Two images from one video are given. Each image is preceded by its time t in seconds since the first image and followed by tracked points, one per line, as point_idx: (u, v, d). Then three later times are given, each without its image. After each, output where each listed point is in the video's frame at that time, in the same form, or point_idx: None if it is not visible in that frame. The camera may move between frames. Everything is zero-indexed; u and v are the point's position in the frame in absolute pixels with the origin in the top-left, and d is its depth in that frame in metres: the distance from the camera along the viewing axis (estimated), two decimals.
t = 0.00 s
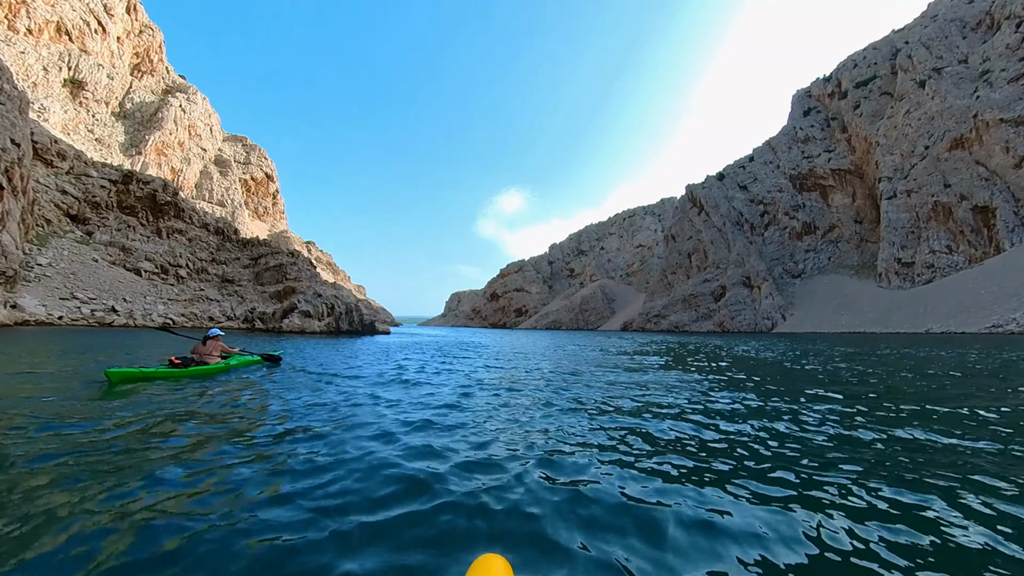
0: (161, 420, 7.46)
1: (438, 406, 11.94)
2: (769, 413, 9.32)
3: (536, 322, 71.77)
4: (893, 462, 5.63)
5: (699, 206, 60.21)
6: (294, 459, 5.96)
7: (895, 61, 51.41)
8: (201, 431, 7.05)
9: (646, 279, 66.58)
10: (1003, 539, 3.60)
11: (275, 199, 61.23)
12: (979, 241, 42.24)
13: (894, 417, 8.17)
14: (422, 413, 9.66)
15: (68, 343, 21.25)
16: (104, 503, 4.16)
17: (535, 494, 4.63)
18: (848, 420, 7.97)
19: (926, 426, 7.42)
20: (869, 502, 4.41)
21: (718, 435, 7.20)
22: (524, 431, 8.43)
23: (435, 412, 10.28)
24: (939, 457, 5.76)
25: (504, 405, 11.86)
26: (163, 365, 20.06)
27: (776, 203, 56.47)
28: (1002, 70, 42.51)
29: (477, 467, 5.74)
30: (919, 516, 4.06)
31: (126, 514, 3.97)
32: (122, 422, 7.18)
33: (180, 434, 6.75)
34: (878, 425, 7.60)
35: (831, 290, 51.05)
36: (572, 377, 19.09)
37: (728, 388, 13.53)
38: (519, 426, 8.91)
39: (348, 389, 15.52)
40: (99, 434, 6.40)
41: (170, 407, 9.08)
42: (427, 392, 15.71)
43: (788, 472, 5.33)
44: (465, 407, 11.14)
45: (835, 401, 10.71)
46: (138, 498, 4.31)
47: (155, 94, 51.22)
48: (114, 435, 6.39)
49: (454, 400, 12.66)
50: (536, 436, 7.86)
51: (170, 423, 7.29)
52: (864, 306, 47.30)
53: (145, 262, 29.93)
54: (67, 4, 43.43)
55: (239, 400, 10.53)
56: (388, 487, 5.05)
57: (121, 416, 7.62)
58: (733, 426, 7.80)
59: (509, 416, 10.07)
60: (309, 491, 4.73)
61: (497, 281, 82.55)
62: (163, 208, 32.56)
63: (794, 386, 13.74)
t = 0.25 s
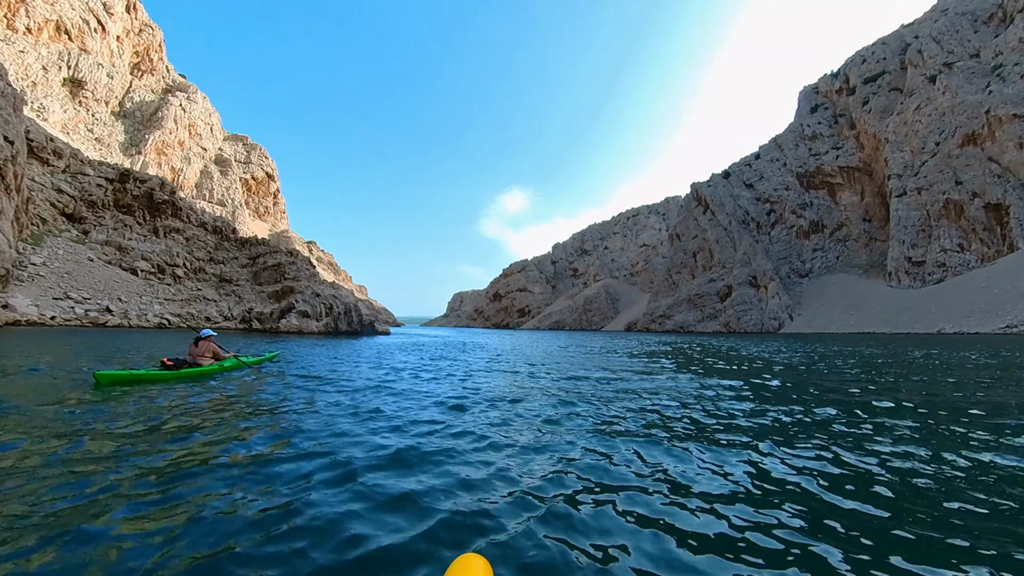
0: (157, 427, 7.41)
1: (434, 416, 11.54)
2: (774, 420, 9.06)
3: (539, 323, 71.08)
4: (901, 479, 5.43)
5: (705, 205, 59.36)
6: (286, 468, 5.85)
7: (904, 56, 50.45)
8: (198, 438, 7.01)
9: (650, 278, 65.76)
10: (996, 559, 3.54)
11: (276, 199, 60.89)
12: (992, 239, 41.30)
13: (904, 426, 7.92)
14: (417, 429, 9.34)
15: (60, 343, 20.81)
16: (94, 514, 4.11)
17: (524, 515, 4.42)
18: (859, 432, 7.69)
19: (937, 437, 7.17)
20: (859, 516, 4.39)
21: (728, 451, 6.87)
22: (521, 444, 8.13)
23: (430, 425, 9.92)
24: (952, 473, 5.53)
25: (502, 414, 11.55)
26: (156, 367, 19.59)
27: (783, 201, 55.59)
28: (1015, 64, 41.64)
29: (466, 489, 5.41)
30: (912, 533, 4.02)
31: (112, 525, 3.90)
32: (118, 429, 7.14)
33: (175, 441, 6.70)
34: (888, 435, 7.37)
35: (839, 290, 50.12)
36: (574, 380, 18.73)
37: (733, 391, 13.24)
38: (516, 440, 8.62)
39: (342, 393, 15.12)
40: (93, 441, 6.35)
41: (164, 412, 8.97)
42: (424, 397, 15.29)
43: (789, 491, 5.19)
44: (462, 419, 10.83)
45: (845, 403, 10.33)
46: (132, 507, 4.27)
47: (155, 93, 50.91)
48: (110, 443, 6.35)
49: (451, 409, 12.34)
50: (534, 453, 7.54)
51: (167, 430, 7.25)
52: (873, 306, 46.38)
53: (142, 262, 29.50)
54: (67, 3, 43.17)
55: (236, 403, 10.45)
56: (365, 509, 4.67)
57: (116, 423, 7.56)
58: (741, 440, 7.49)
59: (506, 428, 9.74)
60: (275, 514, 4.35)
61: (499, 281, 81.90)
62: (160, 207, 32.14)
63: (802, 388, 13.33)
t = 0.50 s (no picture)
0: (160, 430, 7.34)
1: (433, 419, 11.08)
2: (786, 424, 8.77)
3: (542, 323, 70.51)
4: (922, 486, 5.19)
5: (709, 204, 58.65)
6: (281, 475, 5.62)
7: (913, 52, 49.64)
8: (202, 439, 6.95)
9: (654, 278, 65.06)
10: (992, 559, 3.54)
11: (277, 199, 60.55)
12: (1003, 238, 40.49)
13: (921, 432, 7.66)
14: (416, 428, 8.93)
15: (53, 344, 20.42)
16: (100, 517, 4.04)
17: (519, 534, 4.03)
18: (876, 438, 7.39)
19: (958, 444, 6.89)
20: (866, 518, 4.33)
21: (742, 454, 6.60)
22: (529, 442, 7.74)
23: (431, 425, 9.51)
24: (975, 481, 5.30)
25: (505, 417, 11.14)
26: (150, 369, 19.15)
27: (789, 199, 54.83)
28: None
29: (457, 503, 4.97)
30: (921, 536, 3.94)
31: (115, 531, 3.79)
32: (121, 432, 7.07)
33: (179, 443, 6.63)
34: (906, 441, 7.12)
35: (847, 289, 49.33)
36: (578, 381, 18.31)
37: (741, 391, 12.90)
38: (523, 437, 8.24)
39: (337, 396, 14.70)
40: (96, 443, 6.27)
41: (165, 412, 8.87)
42: (423, 403, 14.83)
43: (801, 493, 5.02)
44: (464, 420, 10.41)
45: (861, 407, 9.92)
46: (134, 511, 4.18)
47: (155, 93, 50.62)
48: (113, 445, 6.28)
49: (452, 412, 11.92)
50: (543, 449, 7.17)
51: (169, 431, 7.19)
52: (882, 306, 45.58)
53: (139, 261, 29.12)
54: (66, 2, 42.92)
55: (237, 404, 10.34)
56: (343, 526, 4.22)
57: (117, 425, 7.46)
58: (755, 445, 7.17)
59: (510, 428, 9.33)
60: (250, 530, 3.97)
61: (502, 281, 81.32)
62: (158, 206, 31.76)
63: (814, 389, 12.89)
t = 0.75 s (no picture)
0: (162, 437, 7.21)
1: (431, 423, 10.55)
2: (796, 424, 8.46)
3: (545, 323, 69.86)
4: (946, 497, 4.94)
5: (715, 202, 57.81)
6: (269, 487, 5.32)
7: (923, 47, 48.71)
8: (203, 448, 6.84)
9: (658, 278, 64.24)
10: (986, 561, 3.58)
11: (278, 198, 60.23)
12: (1017, 236, 39.62)
13: (936, 434, 7.40)
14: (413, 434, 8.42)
15: (45, 345, 19.98)
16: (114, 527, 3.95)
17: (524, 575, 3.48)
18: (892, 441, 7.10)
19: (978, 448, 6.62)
20: (874, 523, 4.29)
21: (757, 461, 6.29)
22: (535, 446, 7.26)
23: (429, 429, 9.01)
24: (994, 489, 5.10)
25: (508, 416, 10.66)
26: (143, 371, 18.70)
27: (796, 197, 53.97)
28: None
29: (458, 524, 4.36)
30: (930, 542, 3.90)
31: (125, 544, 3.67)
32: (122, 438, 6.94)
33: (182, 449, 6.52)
34: (919, 444, 6.88)
35: (856, 289, 48.48)
36: (582, 381, 17.84)
37: (750, 391, 12.53)
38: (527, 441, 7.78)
39: (333, 400, 14.20)
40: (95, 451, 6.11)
41: (159, 425, 8.64)
42: (423, 402, 14.35)
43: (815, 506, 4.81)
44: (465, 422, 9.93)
45: (878, 408, 9.47)
46: (129, 525, 4.00)
47: (155, 92, 50.28)
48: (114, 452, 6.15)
49: (453, 413, 11.41)
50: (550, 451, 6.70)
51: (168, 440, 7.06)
52: (892, 306, 44.70)
53: (136, 261, 28.69)
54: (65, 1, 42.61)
55: (233, 415, 10.17)
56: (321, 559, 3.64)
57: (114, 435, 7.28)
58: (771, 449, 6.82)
59: (515, 429, 8.85)
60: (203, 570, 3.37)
61: (505, 281, 80.67)
62: (155, 204, 31.33)
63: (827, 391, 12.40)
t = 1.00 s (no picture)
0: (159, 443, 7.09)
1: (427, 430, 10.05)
2: (801, 427, 8.25)
3: (548, 324, 69.26)
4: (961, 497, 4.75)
5: (720, 201, 57.07)
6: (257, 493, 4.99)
7: (932, 42, 47.90)
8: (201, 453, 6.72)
9: (663, 278, 63.53)
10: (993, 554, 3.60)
11: (279, 198, 59.94)
12: None
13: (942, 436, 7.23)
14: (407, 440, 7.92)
15: (38, 346, 19.60)
16: (126, 531, 3.86)
17: None
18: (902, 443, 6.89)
19: (991, 451, 6.42)
20: (882, 520, 4.26)
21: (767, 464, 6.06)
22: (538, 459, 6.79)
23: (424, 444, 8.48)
24: (1003, 488, 4.97)
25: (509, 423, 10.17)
26: (137, 372, 18.26)
27: (803, 196, 53.20)
28: None
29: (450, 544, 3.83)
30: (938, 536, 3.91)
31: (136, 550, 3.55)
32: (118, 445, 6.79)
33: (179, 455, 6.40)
34: (926, 446, 6.73)
35: (864, 289, 47.71)
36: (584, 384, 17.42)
37: (756, 396, 12.20)
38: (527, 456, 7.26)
39: (327, 403, 13.74)
40: (92, 456, 5.95)
41: (152, 427, 8.42)
42: (421, 405, 13.88)
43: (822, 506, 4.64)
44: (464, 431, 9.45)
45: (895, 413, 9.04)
46: (131, 531, 3.84)
47: (156, 91, 50.01)
48: (110, 457, 6.00)
49: (451, 421, 10.93)
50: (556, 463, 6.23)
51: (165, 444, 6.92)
52: (901, 306, 43.90)
53: (133, 261, 28.33)
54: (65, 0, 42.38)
55: (227, 419, 9.99)
56: None
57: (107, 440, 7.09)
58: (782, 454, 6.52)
59: (516, 438, 8.36)
60: None
61: (507, 281, 80.14)
62: (153, 203, 30.97)
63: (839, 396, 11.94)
